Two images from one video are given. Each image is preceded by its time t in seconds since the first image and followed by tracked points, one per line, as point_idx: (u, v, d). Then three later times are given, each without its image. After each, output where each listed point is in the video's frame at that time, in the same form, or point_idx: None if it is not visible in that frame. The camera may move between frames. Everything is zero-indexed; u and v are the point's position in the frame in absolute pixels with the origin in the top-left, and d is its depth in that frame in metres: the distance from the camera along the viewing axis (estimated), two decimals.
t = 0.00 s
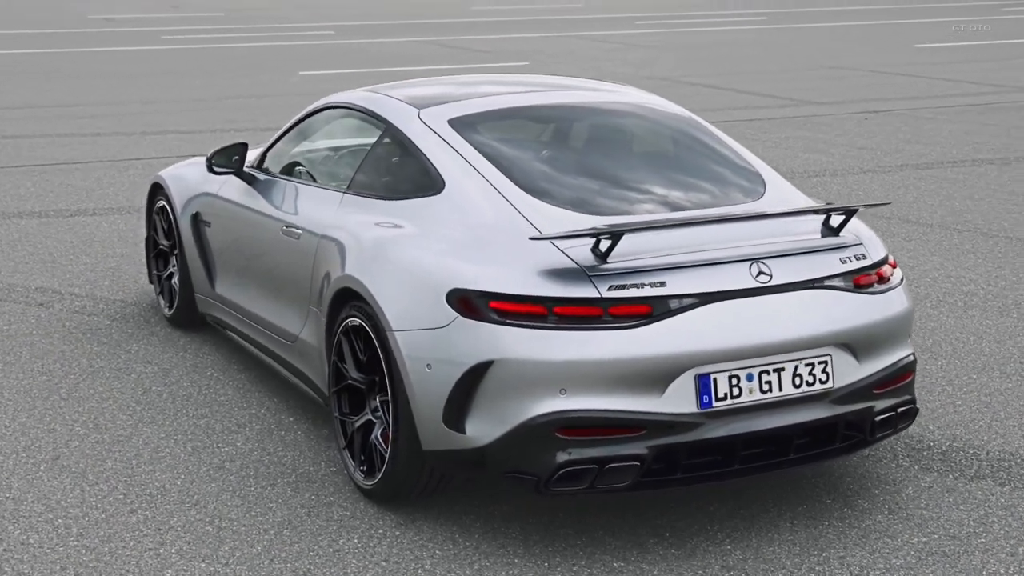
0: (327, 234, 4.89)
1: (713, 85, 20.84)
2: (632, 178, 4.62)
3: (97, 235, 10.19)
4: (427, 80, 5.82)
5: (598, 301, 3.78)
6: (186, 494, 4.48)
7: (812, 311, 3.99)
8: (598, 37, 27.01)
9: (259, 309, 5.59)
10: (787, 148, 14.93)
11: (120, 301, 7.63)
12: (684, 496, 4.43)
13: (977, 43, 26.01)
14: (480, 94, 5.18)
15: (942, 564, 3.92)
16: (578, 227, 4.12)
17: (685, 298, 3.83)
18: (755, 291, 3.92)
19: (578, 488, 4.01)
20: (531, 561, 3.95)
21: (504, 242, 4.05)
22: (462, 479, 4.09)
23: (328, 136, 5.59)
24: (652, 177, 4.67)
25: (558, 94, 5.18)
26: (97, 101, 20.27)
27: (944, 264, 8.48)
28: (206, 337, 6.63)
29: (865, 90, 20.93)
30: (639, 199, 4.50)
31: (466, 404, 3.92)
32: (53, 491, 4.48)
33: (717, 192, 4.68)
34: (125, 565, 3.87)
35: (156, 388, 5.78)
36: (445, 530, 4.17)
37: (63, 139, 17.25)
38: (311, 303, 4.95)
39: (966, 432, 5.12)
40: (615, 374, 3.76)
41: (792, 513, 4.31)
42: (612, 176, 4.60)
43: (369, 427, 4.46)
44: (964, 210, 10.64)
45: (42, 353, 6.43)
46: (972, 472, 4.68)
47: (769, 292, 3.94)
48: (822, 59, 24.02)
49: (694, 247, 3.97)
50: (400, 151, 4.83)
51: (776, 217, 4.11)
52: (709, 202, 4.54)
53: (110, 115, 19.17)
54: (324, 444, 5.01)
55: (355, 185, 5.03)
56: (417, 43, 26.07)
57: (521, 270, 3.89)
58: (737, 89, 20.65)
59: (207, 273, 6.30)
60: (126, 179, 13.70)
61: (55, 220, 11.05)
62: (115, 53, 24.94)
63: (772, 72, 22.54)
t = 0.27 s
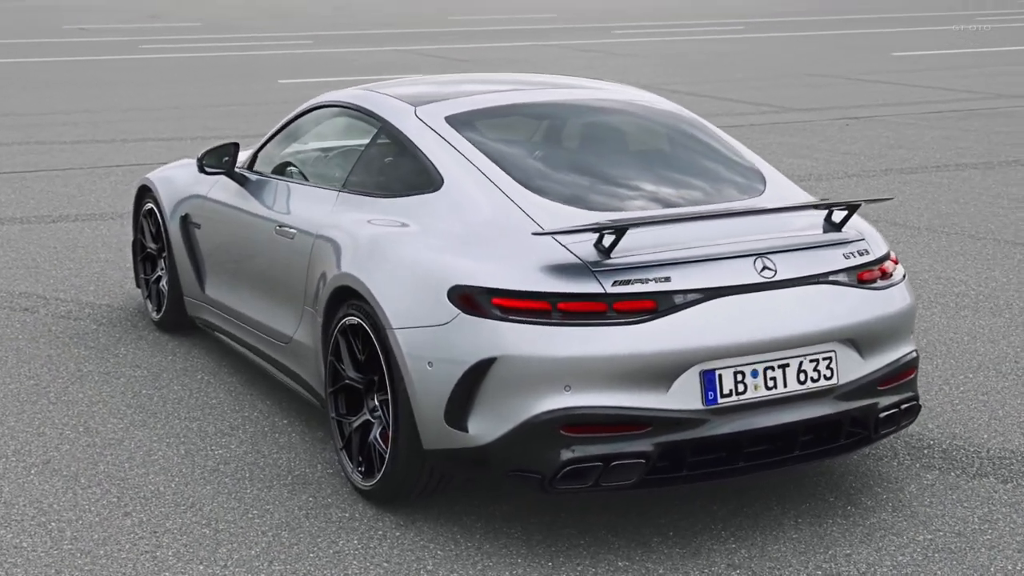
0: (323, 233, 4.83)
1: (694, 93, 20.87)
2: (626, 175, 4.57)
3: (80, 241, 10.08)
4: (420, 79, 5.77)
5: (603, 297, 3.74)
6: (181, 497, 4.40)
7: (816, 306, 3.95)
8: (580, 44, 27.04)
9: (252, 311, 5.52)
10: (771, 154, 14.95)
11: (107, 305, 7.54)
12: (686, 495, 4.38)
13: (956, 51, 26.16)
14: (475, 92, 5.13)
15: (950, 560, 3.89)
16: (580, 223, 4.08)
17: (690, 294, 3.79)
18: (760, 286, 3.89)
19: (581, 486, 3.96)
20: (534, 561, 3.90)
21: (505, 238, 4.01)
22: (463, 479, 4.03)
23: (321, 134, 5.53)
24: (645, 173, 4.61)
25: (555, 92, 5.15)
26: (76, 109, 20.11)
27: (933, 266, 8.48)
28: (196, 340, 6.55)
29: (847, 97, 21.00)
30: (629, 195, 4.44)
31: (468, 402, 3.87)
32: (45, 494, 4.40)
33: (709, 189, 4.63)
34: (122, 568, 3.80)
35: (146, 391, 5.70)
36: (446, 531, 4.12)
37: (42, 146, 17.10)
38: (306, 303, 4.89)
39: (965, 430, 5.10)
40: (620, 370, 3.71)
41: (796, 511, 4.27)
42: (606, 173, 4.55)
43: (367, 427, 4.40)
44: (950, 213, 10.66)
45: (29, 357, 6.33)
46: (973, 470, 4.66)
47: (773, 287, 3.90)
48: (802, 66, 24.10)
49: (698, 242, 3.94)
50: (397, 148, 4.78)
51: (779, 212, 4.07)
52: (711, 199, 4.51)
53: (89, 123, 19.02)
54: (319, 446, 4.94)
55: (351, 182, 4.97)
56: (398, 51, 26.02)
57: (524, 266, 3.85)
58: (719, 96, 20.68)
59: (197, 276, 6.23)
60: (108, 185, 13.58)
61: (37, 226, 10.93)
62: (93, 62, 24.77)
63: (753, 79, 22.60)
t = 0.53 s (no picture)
0: (320, 231, 4.77)
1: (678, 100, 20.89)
2: (621, 171, 4.52)
3: (64, 247, 9.97)
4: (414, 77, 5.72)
5: (608, 292, 3.70)
6: (178, 499, 4.34)
7: (822, 302, 3.93)
8: (562, 53, 27.05)
9: (246, 312, 5.46)
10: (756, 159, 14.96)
11: (94, 310, 7.45)
12: (690, 494, 4.34)
13: (936, 59, 26.29)
14: (472, 89, 5.09)
15: (958, 557, 3.86)
16: (583, 218, 4.04)
17: (696, 289, 3.76)
18: (766, 281, 3.86)
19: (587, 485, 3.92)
20: (540, 560, 3.85)
21: (508, 234, 3.96)
22: (467, 478, 3.98)
23: (315, 134, 5.48)
24: (639, 171, 4.57)
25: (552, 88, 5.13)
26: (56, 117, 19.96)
27: (924, 268, 8.48)
28: (186, 344, 6.48)
29: (829, 104, 21.07)
30: (622, 191, 4.38)
31: (472, 400, 3.82)
32: (39, 498, 4.33)
33: (701, 187, 4.59)
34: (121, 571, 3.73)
35: (138, 395, 5.63)
36: (449, 531, 4.06)
37: (22, 154, 16.95)
38: (302, 303, 4.83)
39: (966, 428, 5.08)
40: (627, 366, 3.67)
41: (801, 509, 4.23)
42: (602, 169, 4.51)
43: (367, 427, 4.34)
44: (937, 216, 10.68)
45: (17, 362, 6.24)
46: (976, 467, 4.64)
47: (780, 282, 3.87)
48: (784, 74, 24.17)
49: (703, 237, 3.90)
50: (395, 144, 4.73)
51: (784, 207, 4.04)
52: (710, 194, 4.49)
53: (70, 131, 18.88)
54: (317, 447, 4.88)
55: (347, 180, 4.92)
56: (380, 60, 25.96)
57: (528, 262, 3.81)
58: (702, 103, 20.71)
59: (189, 278, 6.16)
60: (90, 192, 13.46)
61: (20, 233, 10.81)
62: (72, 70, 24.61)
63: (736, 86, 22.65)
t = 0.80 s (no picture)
0: (318, 230, 4.73)
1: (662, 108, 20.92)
2: (621, 169, 4.49)
3: (50, 253, 9.88)
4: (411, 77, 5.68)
5: (616, 288, 3.67)
6: (177, 501, 4.28)
7: (829, 298, 3.91)
8: (546, 61, 27.06)
9: (242, 314, 5.40)
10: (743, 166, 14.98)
11: (84, 315, 7.37)
12: (696, 494, 4.31)
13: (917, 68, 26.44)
14: (472, 88, 5.06)
15: (967, 554, 3.83)
16: (588, 214, 4.01)
17: (704, 284, 3.73)
18: (774, 277, 3.83)
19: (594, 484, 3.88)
20: (547, 560, 3.81)
21: (513, 230, 3.93)
22: (472, 478, 3.94)
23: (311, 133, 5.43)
24: (641, 169, 4.54)
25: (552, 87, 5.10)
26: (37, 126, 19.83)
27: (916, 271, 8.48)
28: (179, 347, 6.41)
29: (813, 112, 21.13)
30: (625, 188, 4.35)
31: (478, 398, 3.78)
32: (35, 501, 4.26)
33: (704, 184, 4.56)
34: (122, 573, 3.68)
35: (132, 398, 5.56)
36: (453, 532, 4.02)
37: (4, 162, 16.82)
38: (301, 303, 4.78)
39: (968, 428, 5.06)
40: (635, 363, 3.64)
41: (807, 508, 4.20)
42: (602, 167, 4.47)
43: (369, 428, 4.30)
44: (926, 221, 10.70)
45: (7, 366, 6.17)
46: (980, 466, 4.62)
47: (787, 278, 3.85)
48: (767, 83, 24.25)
49: (710, 233, 3.88)
50: (395, 142, 4.69)
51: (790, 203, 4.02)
52: (714, 191, 4.46)
53: (52, 139, 18.75)
54: (315, 449, 4.83)
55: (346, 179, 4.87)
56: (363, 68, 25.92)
57: (534, 258, 3.77)
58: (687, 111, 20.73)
59: (182, 281, 6.09)
60: (74, 199, 13.36)
61: (5, 239, 10.71)
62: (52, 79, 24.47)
63: (720, 95, 22.69)
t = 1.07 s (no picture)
0: (319, 230, 4.68)
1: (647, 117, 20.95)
2: (623, 167, 4.46)
3: (37, 260, 9.80)
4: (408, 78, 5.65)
5: (625, 285, 3.64)
6: (177, 504, 4.22)
7: (837, 295, 3.89)
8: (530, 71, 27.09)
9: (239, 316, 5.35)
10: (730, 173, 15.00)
11: (74, 320, 7.30)
12: (702, 494, 4.28)
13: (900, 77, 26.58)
14: (472, 88, 5.03)
15: (978, 551, 3.81)
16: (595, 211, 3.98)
17: (714, 281, 3.71)
18: (782, 274, 3.82)
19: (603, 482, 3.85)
20: (556, 560, 3.77)
21: (519, 227, 3.89)
22: (479, 478, 3.90)
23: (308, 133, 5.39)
24: (644, 167, 4.51)
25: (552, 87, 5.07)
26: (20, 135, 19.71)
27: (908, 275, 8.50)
28: (173, 352, 6.35)
29: (797, 121, 21.20)
30: (629, 185, 4.32)
31: (485, 397, 3.74)
32: (33, 504, 4.20)
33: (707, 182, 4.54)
34: None
35: (127, 402, 5.50)
36: (459, 532, 3.97)
37: None
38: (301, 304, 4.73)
39: (970, 428, 5.05)
40: (645, 359, 3.61)
41: (814, 507, 4.18)
42: (604, 164, 4.44)
43: (372, 429, 4.25)
44: (915, 226, 10.73)
45: None
46: (985, 465, 4.61)
47: (796, 275, 3.83)
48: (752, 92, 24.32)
49: (718, 230, 3.85)
50: (396, 141, 4.65)
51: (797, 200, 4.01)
52: (719, 189, 4.45)
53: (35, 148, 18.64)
54: (315, 451, 4.78)
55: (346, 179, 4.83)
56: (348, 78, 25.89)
57: (542, 255, 3.74)
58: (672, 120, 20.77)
59: (176, 284, 6.03)
60: (60, 207, 13.26)
61: None
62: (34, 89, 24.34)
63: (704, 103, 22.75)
